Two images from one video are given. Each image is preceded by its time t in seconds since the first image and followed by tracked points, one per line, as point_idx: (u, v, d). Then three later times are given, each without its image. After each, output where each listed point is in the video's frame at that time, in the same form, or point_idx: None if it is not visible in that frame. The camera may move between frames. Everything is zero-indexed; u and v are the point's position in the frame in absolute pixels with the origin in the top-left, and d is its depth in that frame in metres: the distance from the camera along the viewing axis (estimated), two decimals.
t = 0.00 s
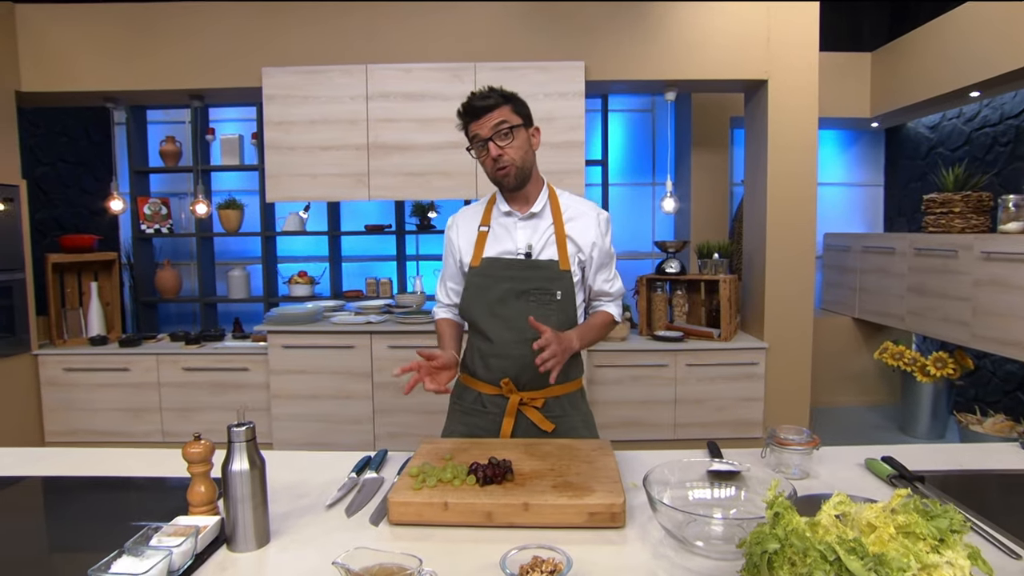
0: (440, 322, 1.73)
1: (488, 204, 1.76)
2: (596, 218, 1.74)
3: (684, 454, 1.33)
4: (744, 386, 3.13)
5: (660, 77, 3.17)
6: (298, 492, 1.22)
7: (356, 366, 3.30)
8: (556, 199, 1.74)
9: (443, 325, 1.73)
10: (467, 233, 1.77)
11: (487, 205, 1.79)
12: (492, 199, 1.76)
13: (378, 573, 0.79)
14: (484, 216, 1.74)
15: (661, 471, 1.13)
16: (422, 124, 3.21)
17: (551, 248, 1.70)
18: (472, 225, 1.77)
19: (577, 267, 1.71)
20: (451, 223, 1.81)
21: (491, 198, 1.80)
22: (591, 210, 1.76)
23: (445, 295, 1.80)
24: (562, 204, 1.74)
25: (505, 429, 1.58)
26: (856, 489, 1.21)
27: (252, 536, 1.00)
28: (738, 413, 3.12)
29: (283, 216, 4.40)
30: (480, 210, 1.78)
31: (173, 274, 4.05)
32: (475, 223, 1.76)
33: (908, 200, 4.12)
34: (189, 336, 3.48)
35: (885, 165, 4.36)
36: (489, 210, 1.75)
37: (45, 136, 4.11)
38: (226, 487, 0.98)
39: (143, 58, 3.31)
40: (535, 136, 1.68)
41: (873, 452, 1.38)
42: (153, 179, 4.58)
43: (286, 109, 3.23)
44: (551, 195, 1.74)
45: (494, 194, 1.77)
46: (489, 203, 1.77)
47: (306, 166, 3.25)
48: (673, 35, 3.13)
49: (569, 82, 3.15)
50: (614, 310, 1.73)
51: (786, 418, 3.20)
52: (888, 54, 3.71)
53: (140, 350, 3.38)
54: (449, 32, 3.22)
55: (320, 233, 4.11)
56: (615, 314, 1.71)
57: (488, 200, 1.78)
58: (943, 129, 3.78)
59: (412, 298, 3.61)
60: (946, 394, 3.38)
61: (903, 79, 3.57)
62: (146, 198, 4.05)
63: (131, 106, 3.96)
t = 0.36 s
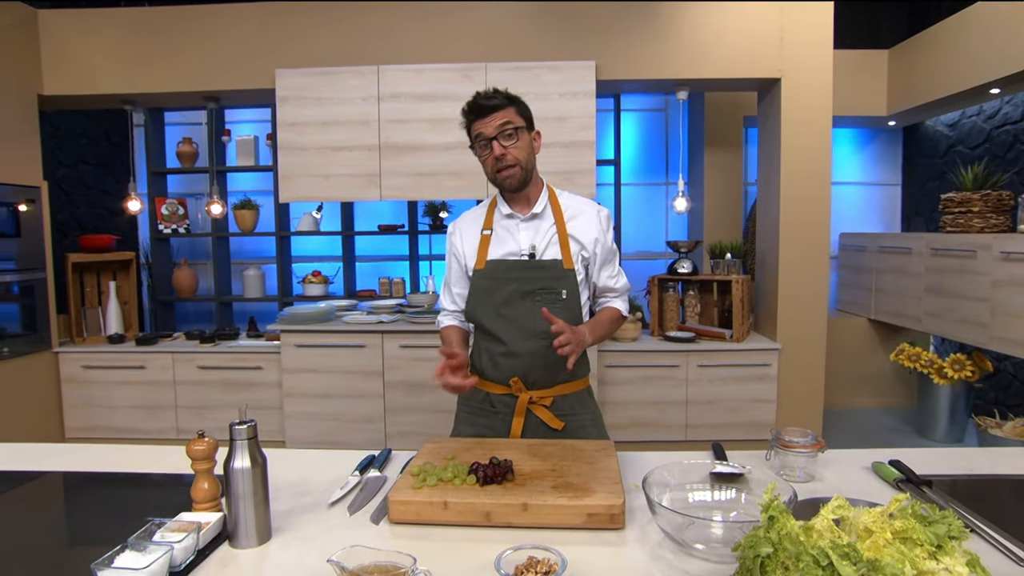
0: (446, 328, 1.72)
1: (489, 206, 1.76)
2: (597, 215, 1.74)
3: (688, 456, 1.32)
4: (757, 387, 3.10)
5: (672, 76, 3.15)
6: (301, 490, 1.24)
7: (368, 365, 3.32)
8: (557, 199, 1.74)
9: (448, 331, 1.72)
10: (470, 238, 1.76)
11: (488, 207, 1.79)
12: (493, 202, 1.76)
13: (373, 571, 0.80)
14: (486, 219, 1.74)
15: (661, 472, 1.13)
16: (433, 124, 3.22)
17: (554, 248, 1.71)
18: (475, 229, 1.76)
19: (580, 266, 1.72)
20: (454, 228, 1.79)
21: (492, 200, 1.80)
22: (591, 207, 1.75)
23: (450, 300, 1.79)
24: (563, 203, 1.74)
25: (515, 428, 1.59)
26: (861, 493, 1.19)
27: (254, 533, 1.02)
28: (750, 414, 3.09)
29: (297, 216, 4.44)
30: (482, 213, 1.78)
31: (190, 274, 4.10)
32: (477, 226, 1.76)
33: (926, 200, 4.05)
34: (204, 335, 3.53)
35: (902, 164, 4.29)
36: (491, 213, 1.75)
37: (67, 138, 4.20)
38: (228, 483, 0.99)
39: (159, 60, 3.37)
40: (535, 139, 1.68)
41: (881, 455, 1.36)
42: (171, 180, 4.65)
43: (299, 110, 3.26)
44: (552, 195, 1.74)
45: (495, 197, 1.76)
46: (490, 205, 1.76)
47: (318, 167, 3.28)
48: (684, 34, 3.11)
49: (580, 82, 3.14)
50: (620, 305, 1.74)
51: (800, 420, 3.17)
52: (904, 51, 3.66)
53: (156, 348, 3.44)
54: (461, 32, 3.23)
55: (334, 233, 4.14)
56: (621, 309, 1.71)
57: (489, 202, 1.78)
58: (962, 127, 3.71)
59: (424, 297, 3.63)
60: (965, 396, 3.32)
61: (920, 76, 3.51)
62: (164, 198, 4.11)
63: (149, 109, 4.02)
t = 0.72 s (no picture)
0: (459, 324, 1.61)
1: (507, 201, 1.71)
2: (614, 218, 1.75)
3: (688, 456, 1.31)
4: (765, 388, 3.08)
5: (679, 76, 3.13)
6: (301, 486, 1.25)
7: (375, 364, 3.34)
8: (577, 200, 1.74)
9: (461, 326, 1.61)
10: (486, 230, 1.69)
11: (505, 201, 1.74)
12: (510, 196, 1.72)
13: (364, 567, 0.81)
14: (504, 214, 1.68)
15: (657, 472, 1.12)
16: (440, 125, 3.23)
17: (573, 248, 1.70)
18: (491, 222, 1.70)
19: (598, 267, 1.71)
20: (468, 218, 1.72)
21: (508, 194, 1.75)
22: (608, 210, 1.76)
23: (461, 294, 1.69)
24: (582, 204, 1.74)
25: (531, 428, 1.59)
26: (860, 495, 1.18)
27: (251, 529, 1.03)
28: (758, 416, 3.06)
29: (308, 216, 4.47)
30: (498, 206, 1.72)
31: (202, 273, 4.14)
32: (493, 220, 1.70)
33: (938, 200, 4.00)
34: (214, 333, 3.57)
35: (915, 164, 4.24)
36: (509, 208, 1.70)
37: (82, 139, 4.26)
38: (225, 479, 1.01)
39: (170, 62, 3.41)
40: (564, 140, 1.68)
41: (883, 457, 1.35)
42: (183, 180, 4.70)
43: (307, 110, 3.28)
44: (572, 195, 1.73)
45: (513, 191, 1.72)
46: (507, 199, 1.71)
47: (326, 167, 3.30)
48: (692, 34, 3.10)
49: (587, 82, 3.14)
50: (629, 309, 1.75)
51: (808, 421, 3.14)
52: (916, 50, 3.62)
53: (167, 346, 3.48)
54: (468, 33, 3.24)
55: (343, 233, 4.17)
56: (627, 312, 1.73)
57: (506, 197, 1.73)
58: (976, 126, 3.66)
59: (431, 297, 3.58)
60: (977, 399, 3.27)
61: (933, 74, 3.47)
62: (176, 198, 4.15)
63: (161, 110, 4.07)
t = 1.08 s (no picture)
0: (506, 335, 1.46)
1: (548, 200, 1.57)
2: (654, 219, 1.66)
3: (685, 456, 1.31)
4: (768, 389, 3.06)
5: (681, 75, 3.13)
6: (297, 483, 1.26)
7: (378, 363, 3.35)
8: (618, 201, 1.62)
9: (507, 339, 1.45)
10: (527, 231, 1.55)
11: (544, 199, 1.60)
12: (551, 194, 1.58)
13: (352, 562, 0.82)
14: (545, 215, 1.56)
15: (648, 471, 1.12)
16: (444, 125, 3.24)
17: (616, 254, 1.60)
18: (532, 222, 1.56)
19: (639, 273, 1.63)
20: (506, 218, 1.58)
21: (546, 190, 1.61)
22: (648, 210, 1.66)
23: (506, 301, 1.53)
24: (624, 205, 1.63)
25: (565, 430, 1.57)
26: (854, 496, 1.18)
27: (245, 525, 1.04)
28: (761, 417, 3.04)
29: (313, 216, 4.49)
30: (538, 205, 1.58)
31: (209, 273, 4.17)
32: (533, 220, 1.57)
33: (946, 200, 3.97)
34: (219, 332, 3.60)
35: (923, 163, 4.21)
36: (550, 208, 1.57)
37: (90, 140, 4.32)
38: (220, 475, 1.02)
39: (177, 63, 3.44)
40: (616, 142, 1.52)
41: (880, 459, 1.34)
42: (191, 180, 4.73)
43: (312, 111, 3.30)
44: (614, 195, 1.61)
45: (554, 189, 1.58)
46: (547, 197, 1.58)
47: (330, 167, 3.32)
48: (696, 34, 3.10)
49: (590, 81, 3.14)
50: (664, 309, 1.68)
51: (813, 422, 3.13)
52: (923, 49, 3.60)
53: (173, 345, 3.51)
54: (471, 34, 3.25)
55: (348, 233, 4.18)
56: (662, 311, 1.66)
57: (546, 194, 1.59)
58: (984, 125, 3.63)
59: (434, 297, 3.64)
60: (984, 400, 3.25)
61: (940, 73, 3.44)
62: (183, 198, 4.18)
63: (168, 110, 4.10)
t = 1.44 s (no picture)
0: (559, 343, 1.30)
1: (605, 200, 1.44)
2: (716, 230, 1.53)
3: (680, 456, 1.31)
4: (770, 389, 3.05)
5: (682, 74, 3.12)
6: (292, 479, 1.26)
7: (380, 362, 3.36)
8: (680, 207, 1.49)
9: (560, 347, 1.30)
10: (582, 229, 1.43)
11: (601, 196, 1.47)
12: (609, 192, 1.45)
13: (341, 558, 0.83)
14: (601, 215, 1.43)
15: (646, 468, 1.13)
16: (445, 124, 3.25)
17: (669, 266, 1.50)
18: (586, 220, 1.44)
19: (692, 288, 1.52)
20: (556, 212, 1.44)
21: (604, 186, 1.48)
22: (710, 218, 1.53)
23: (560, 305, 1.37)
24: (685, 213, 1.50)
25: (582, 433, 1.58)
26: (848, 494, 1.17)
27: (238, 520, 1.05)
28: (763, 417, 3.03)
29: (316, 216, 4.50)
30: (593, 204, 1.45)
31: (212, 272, 4.18)
32: (587, 219, 1.44)
33: (950, 199, 3.95)
34: (222, 331, 3.61)
35: (927, 163, 4.18)
36: (606, 210, 1.44)
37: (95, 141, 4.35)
38: (213, 472, 1.03)
39: (180, 64, 3.46)
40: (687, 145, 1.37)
41: (876, 457, 1.33)
42: (195, 180, 4.75)
43: (314, 111, 3.31)
44: (677, 200, 1.48)
45: (613, 187, 1.44)
46: (605, 196, 1.45)
47: (332, 167, 3.33)
48: (697, 34, 3.09)
49: (591, 80, 3.13)
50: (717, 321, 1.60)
51: (815, 423, 3.11)
52: (927, 47, 3.57)
53: (176, 344, 3.53)
54: (472, 33, 3.26)
55: (350, 233, 4.19)
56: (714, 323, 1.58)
57: (604, 191, 1.46)
58: (988, 124, 3.60)
59: (437, 296, 3.67)
60: (988, 401, 3.22)
61: (943, 72, 3.42)
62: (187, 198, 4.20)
63: (172, 111, 4.13)
